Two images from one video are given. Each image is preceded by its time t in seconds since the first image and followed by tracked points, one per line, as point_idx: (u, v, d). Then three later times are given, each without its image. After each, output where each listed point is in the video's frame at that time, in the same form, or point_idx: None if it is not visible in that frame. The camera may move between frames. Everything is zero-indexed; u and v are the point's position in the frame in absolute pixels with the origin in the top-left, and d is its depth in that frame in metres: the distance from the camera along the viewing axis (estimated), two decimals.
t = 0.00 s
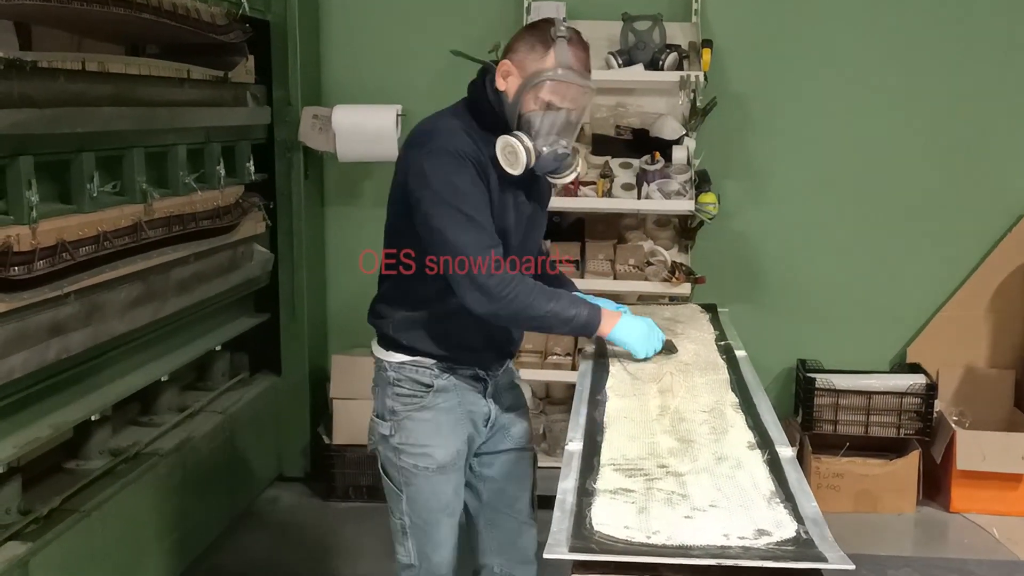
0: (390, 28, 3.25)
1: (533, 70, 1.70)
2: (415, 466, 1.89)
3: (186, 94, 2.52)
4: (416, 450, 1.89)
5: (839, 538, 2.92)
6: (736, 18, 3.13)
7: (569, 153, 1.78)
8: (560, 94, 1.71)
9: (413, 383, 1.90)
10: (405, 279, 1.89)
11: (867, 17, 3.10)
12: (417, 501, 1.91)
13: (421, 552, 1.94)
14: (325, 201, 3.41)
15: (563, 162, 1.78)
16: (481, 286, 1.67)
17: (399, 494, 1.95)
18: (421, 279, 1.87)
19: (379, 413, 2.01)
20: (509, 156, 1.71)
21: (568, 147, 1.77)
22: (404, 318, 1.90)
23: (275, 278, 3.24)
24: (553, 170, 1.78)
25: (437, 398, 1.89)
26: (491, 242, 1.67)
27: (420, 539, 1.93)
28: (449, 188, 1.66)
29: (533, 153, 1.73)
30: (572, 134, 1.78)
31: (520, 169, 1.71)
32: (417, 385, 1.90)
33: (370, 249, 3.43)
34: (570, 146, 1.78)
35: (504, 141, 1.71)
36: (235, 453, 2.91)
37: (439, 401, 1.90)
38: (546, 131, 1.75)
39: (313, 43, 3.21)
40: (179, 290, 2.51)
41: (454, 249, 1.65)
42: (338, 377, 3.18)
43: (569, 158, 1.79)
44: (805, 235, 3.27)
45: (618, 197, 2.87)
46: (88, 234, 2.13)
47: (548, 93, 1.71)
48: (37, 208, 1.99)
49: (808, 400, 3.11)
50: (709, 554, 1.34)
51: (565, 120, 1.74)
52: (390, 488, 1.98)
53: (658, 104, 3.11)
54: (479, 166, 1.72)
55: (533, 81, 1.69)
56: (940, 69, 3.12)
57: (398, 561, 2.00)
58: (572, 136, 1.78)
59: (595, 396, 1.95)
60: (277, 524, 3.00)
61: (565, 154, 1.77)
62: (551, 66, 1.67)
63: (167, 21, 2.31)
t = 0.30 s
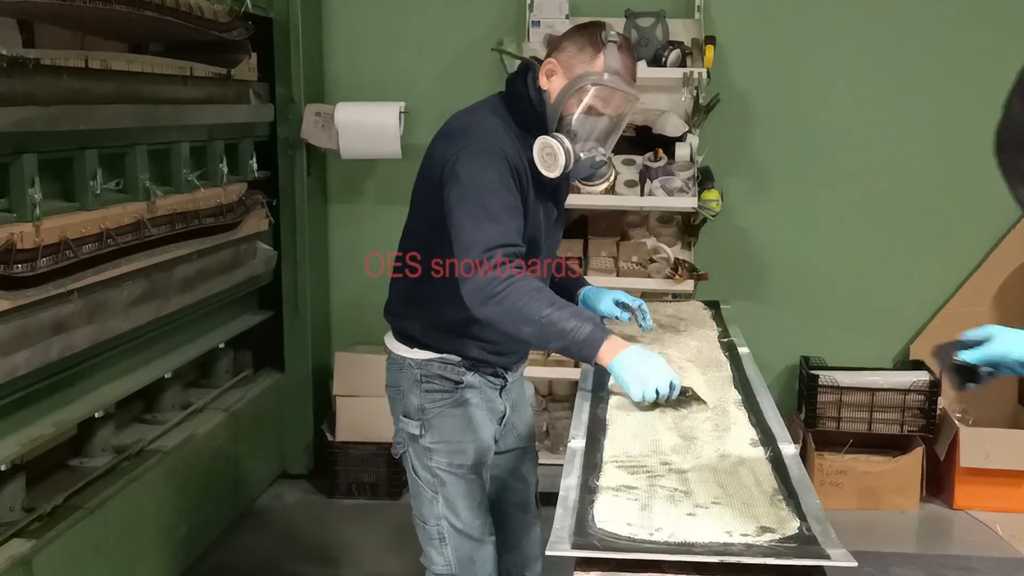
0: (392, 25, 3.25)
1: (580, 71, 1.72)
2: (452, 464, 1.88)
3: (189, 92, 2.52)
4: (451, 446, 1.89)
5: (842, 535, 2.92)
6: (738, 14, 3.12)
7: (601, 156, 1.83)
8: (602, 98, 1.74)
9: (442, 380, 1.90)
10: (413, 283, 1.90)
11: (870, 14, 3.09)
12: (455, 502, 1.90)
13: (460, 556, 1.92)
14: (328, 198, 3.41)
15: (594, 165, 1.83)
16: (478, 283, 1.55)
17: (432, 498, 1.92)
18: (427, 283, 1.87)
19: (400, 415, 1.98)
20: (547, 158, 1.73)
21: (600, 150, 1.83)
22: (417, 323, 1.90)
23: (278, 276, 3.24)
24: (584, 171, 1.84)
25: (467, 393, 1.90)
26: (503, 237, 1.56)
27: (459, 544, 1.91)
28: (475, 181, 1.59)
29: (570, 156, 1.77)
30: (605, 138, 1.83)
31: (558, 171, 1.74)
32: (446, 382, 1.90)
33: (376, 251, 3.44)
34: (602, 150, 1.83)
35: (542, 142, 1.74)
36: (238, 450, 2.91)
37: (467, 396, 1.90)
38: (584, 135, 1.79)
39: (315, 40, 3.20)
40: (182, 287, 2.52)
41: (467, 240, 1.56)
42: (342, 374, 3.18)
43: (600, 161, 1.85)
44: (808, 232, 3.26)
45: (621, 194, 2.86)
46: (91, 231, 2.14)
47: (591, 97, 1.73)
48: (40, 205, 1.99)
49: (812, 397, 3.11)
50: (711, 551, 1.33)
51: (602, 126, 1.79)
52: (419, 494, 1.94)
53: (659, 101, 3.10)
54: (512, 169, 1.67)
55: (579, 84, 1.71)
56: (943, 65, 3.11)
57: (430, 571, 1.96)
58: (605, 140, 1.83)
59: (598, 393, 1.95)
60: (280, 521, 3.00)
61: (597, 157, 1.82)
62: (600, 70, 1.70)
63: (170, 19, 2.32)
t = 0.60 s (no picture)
0: (394, 22, 3.25)
1: (594, 84, 1.77)
2: (471, 470, 1.88)
3: (192, 90, 2.52)
4: (469, 452, 1.88)
5: (845, 533, 2.92)
6: (741, 11, 3.12)
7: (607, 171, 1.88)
8: (612, 112, 1.80)
9: (458, 385, 1.90)
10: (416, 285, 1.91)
11: (874, 10, 3.09)
12: (472, 508, 1.90)
13: (474, 561, 1.93)
14: (330, 196, 3.41)
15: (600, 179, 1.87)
16: (489, 290, 1.52)
17: (448, 504, 1.91)
18: (433, 287, 1.89)
19: (412, 420, 1.96)
20: (557, 171, 1.78)
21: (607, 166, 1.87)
22: (422, 325, 1.91)
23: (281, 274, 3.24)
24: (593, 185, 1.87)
25: (482, 397, 1.90)
26: (518, 247, 1.53)
27: (475, 550, 1.93)
28: (493, 188, 1.60)
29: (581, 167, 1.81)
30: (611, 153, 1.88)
31: (570, 186, 1.79)
32: (462, 387, 1.90)
33: (382, 254, 3.44)
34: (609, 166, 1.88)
35: (554, 156, 1.78)
36: (241, 448, 2.92)
37: (482, 401, 1.90)
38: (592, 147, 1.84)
39: (318, 37, 3.20)
40: (185, 284, 2.52)
41: (481, 247, 1.54)
42: (345, 372, 3.18)
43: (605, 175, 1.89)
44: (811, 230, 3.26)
45: (624, 192, 2.86)
46: (95, 229, 2.14)
47: (602, 110, 1.78)
48: (44, 203, 1.99)
49: (814, 396, 3.13)
50: (714, 550, 1.33)
51: (610, 140, 1.84)
52: (434, 500, 1.93)
53: (663, 99, 3.08)
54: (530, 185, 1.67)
55: (593, 95, 1.75)
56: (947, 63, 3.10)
57: None
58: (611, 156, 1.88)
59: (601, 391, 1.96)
60: (283, 519, 3.00)
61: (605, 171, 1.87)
62: (614, 83, 1.75)
63: (172, 17, 2.31)
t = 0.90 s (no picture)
0: (395, 20, 3.25)
1: (599, 83, 1.81)
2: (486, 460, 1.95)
3: (193, 89, 2.52)
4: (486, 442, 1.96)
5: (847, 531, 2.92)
6: (743, 9, 3.12)
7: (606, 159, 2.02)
8: (615, 111, 1.85)
9: (474, 377, 1.96)
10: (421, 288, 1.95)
11: (876, 8, 3.08)
12: (487, 497, 1.97)
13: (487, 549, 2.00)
14: (332, 194, 3.41)
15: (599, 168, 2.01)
16: (499, 292, 1.64)
17: (464, 494, 1.97)
18: (438, 287, 1.93)
19: (428, 413, 2.00)
20: (564, 164, 1.93)
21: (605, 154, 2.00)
22: (427, 322, 1.96)
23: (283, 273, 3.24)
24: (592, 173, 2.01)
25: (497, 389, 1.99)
26: (518, 252, 1.64)
27: (486, 538, 2.00)
28: (493, 189, 1.65)
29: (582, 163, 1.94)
30: (612, 144, 1.98)
31: (573, 181, 1.96)
32: (477, 379, 1.97)
33: (388, 258, 3.44)
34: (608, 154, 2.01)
35: (560, 155, 1.91)
36: (243, 446, 2.92)
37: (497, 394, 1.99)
38: (593, 141, 1.93)
39: (319, 36, 3.20)
40: (187, 283, 2.52)
41: (484, 252, 1.64)
42: (346, 370, 3.18)
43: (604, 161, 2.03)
44: (813, 227, 3.25)
45: (625, 190, 2.87)
46: (97, 228, 2.14)
47: (605, 107, 1.83)
48: (45, 202, 2.00)
49: (817, 394, 3.12)
50: (716, 548, 1.33)
51: (611, 134, 1.93)
52: (449, 491, 1.99)
53: (662, 98, 3.06)
54: (530, 181, 1.71)
55: (598, 94, 1.79)
56: (949, 61, 3.10)
57: (450, 566, 2.02)
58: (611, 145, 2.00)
59: (603, 389, 1.96)
60: (286, 517, 3.01)
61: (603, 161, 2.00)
62: (618, 83, 1.80)
63: (173, 16, 2.31)
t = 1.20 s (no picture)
0: (396, 20, 3.25)
1: (600, 93, 1.86)
2: (497, 439, 2.00)
3: (194, 88, 2.52)
4: (496, 422, 2.01)
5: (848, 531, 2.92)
6: (744, 9, 3.11)
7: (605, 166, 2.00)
8: (616, 120, 1.89)
9: (485, 361, 2.00)
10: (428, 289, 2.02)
11: (877, 7, 3.08)
12: (496, 475, 2.01)
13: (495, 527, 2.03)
14: (333, 194, 3.41)
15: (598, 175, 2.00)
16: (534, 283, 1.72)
17: (474, 473, 2.00)
18: (443, 289, 1.98)
19: (439, 395, 2.04)
20: (568, 167, 1.91)
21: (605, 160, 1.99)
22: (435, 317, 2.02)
23: (283, 272, 3.24)
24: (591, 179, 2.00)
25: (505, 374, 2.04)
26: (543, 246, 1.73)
27: (493, 517, 2.03)
28: (514, 189, 1.72)
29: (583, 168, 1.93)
30: (610, 150, 1.97)
31: (579, 181, 1.91)
32: (489, 363, 2.01)
33: (393, 261, 3.45)
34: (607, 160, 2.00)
35: (564, 155, 1.91)
36: (243, 446, 2.92)
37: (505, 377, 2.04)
38: (592, 147, 1.94)
39: (320, 35, 3.20)
40: (188, 283, 2.52)
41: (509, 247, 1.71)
42: (347, 370, 3.18)
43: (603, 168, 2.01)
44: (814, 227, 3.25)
45: (625, 190, 2.86)
46: (98, 227, 2.14)
47: (605, 116, 1.87)
48: (46, 201, 1.99)
49: (818, 393, 3.14)
50: (716, 547, 1.33)
51: (609, 141, 1.94)
52: (459, 471, 2.01)
53: (666, 97, 3.06)
54: (541, 174, 1.79)
55: (598, 103, 1.84)
56: (951, 60, 3.10)
57: (458, 545, 2.03)
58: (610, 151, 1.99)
59: (603, 388, 1.96)
60: (286, 517, 3.01)
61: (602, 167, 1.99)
62: (618, 93, 1.84)
63: (174, 15, 2.31)
